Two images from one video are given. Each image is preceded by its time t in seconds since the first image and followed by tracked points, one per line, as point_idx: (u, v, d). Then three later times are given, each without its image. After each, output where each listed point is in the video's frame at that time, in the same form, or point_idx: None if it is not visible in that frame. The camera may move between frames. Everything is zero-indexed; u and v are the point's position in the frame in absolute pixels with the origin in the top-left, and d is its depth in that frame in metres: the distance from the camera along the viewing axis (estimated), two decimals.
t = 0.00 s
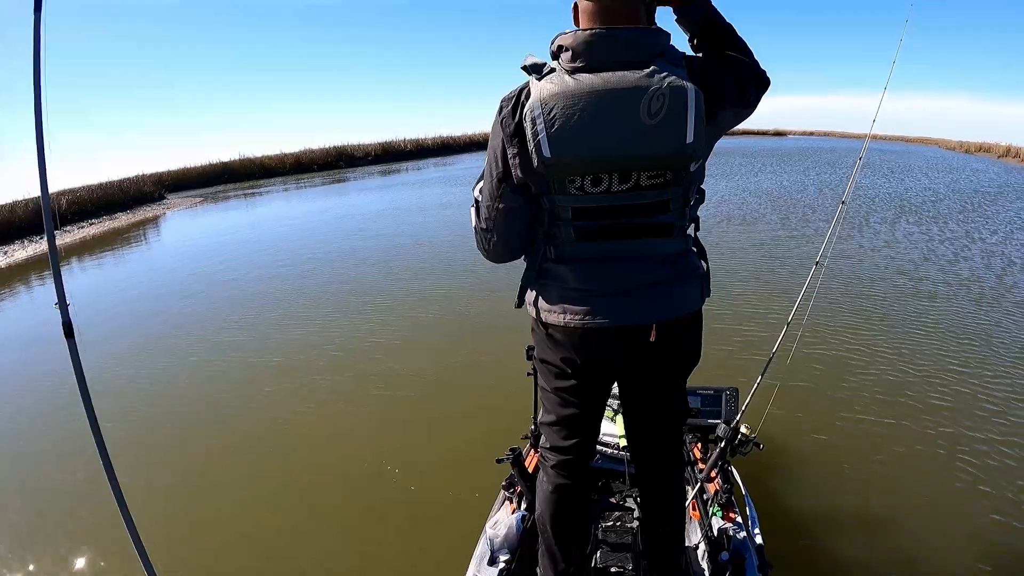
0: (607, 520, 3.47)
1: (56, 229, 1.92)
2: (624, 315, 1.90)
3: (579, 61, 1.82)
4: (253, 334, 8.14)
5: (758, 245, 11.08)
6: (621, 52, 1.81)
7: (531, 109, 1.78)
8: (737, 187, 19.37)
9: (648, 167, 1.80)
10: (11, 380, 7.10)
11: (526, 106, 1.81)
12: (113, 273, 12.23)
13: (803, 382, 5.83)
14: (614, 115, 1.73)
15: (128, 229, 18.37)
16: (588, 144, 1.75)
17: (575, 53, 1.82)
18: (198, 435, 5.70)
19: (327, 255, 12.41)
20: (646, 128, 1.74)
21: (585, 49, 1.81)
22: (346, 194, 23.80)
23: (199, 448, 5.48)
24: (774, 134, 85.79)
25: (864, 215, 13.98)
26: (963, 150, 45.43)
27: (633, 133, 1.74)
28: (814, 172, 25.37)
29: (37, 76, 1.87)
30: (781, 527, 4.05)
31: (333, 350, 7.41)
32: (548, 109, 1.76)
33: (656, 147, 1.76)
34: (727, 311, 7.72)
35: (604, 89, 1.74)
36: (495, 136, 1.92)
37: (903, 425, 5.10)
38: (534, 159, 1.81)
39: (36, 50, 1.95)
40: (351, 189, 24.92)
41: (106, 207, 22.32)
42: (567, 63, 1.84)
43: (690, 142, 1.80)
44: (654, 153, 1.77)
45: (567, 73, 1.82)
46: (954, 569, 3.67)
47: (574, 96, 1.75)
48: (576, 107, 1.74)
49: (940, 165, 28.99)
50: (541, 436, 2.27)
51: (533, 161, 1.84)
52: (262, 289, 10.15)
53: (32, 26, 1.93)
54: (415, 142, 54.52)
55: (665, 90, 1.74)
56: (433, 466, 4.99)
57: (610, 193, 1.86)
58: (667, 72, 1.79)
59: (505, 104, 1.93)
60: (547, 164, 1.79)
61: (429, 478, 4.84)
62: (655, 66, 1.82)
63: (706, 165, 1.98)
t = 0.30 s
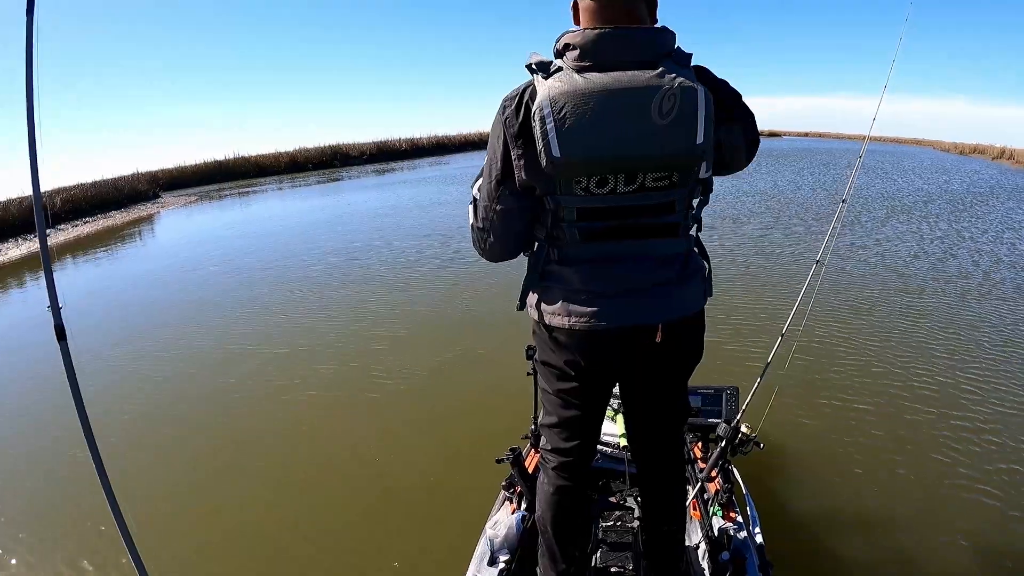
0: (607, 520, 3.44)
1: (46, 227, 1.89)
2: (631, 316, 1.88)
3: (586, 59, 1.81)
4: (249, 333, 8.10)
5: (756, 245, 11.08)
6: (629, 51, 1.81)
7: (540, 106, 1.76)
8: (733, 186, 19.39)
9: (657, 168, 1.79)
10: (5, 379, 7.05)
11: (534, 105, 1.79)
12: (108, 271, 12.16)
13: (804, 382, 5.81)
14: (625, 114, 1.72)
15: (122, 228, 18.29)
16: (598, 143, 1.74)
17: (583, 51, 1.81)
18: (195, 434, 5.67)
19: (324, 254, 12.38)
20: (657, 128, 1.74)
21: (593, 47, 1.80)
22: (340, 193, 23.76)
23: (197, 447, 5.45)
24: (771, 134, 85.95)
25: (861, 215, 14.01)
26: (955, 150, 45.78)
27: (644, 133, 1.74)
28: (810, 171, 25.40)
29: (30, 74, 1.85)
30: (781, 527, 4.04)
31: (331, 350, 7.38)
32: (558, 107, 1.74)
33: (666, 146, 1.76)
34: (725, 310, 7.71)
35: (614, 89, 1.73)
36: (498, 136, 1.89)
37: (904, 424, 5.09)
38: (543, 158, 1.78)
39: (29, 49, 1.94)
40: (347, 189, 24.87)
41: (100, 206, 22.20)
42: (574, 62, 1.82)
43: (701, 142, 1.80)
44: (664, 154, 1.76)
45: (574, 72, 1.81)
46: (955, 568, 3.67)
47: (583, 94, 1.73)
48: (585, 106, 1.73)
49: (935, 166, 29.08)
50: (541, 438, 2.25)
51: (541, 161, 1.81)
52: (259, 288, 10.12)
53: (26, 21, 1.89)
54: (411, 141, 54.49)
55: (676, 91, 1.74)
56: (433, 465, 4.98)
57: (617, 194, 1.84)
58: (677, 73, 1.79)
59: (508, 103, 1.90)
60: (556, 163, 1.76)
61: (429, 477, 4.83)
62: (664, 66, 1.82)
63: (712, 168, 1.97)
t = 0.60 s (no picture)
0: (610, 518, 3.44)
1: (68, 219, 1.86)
2: (648, 312, 1.89)
3: (607, 53, 1.84)
4: (247, 330, 8.08)
5: (755, 246, 11.08)
6: (648, 45, 1.85)
7: (565, 95, 1.76)
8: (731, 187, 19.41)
9: (676, 162, 1.82)
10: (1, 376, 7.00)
11: (556, 94, 1.79)
12: (104, 268, 12.12)
13: (806, 382, 5.80)
14: (649, 105, 1.75)
15: (117, 225, 18.19)
16: (622, 133, 1.75)
17: (604, 45, 1.84)
18: (196, 431, 5.66)
19: (321, 251, 12.35)
20: (680, 120, 1.78)
21: (614, 41, 1.84)
22: (337, 192, 23.71)
23: (198, 444, 5.44)
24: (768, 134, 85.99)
25: (859, 216, 14.04)
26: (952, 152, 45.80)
27: (668, 124, 1.77)
28: (807, 172, 25.42)
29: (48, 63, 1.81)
30: (783, 527, 4.04)
31: (330, 348, 7.37)
32: (583, 96, 1.75)
33: (689, 139, 1.79)
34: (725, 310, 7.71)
35: (638, 79, 1.76)
36: (514, 128, 1.89)
37: (905, 424, 5.11)
38: (565, 147, 1.78)
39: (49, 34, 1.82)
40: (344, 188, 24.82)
41: (94, 203, 22.08)
42: (595, 55, 1.85)
43: (720, 136, 1.85)
44: (685, 146, 1.79)
45: (595, 64, 1.83)
46: (959, 567, 3.68)
47: (608, 85, 1.75)
48: (610, 94, 1.75)
49: (932, 167, 29.12)
50: (548, 440, 2.25)
51: (563, 151, 1.81)
52: (256, 285, 10.09)
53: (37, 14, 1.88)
54: (407, 140, 54.37)
55: (697, 85, 1.79)
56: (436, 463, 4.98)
57: (635, 189, 1.86)
58: (695, 69, 1.85)
59: (524, 96, 1.90)
60: (579, 153, 1.76)
61: (433, 476, 4.83)
62: (682, 62, 1.88)
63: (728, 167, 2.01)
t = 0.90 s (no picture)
0: (605, 519, 3.42)
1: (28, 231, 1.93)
2: (629, 310, 1.87)
3: (585, 50, 1.85)
4: (241, 334, 8.06)
5: (752, 243, 11.03)
6: (627, 41, 1.86)
7: (541, 93, 1.75)
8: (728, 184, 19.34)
9: (655, 159, 1.81)
10: None
11: (533, 93, 1.78)
12: (98, 275, 12.10)
13: (805, 379, 5.75)
14: (627, 101, 1.74)
15: (112, 231, 18.16)
16: (598, 130, 1.74)
17: (581, 42, 1.84)
18: (190, 435, 5.65)
19: (316, 254, 12.33)
20: (658, 114, 1.76)
21: (592, 38, 1.84)
22: (334, 193, 23.64)
23: (193, 448, 5.43)
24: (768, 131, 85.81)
25: (856, 211, 14.00)
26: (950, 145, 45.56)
27: (645, 119, 1.75)
28: (804, 168, 25.33)
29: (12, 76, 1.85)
30: (779, 525, 4.01)
31: (325, 349, 7.35)
32: (559, 94, 1.74)
33: (667, 133, 1.77)
34: (721, 308, 7.68)
35: (615, 76, 1.75)
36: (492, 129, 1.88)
37: (903, 420, 5.06)
38: (542, 145, 1.77)
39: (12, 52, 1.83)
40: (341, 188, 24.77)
41: (89, 209, 22.05)
42: (573, 53, 1.85)
43: (700, 130, 1.83)
44: (664, 142, 1.77)
45: (574, 61, 1.84)
46: (958, 564, 3.65)
47: (584, 82, 1.74)
48: (587, 91, 1.74)
49: (934, 162, 28.93)
50: (535, 440, 2.24)
51: (540, 150, 1.80)
52: (249, 289, 10.08)
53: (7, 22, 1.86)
54: (404, 141, 54.29)
55: (675, 79, 1.78)
56: (432, 463, 4.97)
57: (615, 185, 1.84)
58: (673, 64, 1.84)
59: (503, 96, 1.89)
60: (557, 150, 1.75)
61: (429, 476, 4.82)
62: (661, 58, 1.88)
63: (711, 162, 2.00)
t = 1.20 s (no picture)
0: (608, 519, 3.44)
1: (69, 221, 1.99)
2: (637, 310, 1.89)
3: (593, 54, 1.87)
4: (241, 335, 8.08)
5: (752, 245, 11.05)
6: (635, 45, 1.88)
7: (553, 95, 1.78)
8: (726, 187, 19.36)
9: (665, 160, 1.83)
10: None
11: (544, 95, 1.81)
12: (97, 276, 12.11)
13: (807, 381, 5.76)
14: (636, 103, 1.76)
15: (111, 233, 18.16)
16: (609, 131, 1.76)
17: (590, 47, 1.87)
18: (192, 436, 5.67)
19: (315, 256, 12.35)
20: (667, 116, 1.79)
21: (600, 42, 1.87)
22: (331, 195, 23.63)
23: (197, 448, 5.45)
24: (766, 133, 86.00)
25: (855, 214, 14.04)
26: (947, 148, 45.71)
27: (655, 121, 1.78)
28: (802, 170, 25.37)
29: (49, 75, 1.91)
30: (781, 525, 4.02)
31: (327, 351, 7.36)
32: (571, 96, 1.77)
33: (676, 134, 1.80)
34: (722, 310, 7.69)
35: (624, 79, 1.78)
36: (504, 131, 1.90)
37: (905, 422, 5.07)
38: (554, 147, 1.79)
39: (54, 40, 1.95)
40: (339, 190, 24.76)
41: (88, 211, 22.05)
42: (582, 57, 1.88)
43: (707, 131, 1.85)
44: (673, 144, 1.80)
45: (583, 65, 1.86)
46: (959, 565, 3.66)
47: (596, 85, 1.77)
48: (598, 93, 1.76)
49: (931, 164, 28.98)
50: (542, 440, 2.25)
51: (552, 151, 1.82)
52: (249, 291, 10.09)
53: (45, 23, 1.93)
54: (402, 143, 54.34)
55: (683, 82, 1.81)
56: (434, 465, 4.98)
57: (624, 186, 1.87)
58: (681, 67, 1.87)
59: (513, 99, 1.92)
60: (568, 152, 1.77)
61: (431, 477, 4.83)
62: (668, 62, 1.91)
63: (718, 164, 2.03)
